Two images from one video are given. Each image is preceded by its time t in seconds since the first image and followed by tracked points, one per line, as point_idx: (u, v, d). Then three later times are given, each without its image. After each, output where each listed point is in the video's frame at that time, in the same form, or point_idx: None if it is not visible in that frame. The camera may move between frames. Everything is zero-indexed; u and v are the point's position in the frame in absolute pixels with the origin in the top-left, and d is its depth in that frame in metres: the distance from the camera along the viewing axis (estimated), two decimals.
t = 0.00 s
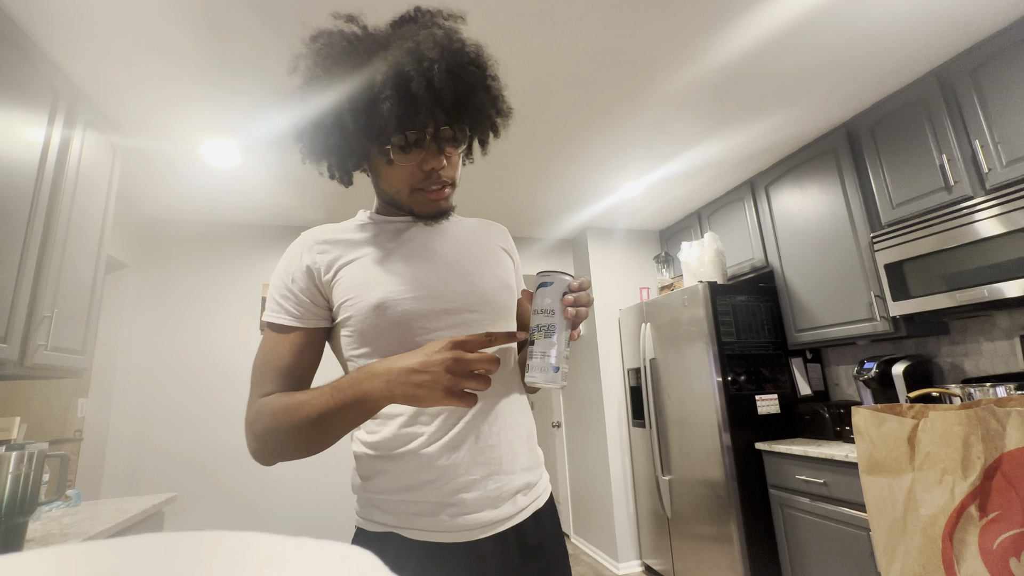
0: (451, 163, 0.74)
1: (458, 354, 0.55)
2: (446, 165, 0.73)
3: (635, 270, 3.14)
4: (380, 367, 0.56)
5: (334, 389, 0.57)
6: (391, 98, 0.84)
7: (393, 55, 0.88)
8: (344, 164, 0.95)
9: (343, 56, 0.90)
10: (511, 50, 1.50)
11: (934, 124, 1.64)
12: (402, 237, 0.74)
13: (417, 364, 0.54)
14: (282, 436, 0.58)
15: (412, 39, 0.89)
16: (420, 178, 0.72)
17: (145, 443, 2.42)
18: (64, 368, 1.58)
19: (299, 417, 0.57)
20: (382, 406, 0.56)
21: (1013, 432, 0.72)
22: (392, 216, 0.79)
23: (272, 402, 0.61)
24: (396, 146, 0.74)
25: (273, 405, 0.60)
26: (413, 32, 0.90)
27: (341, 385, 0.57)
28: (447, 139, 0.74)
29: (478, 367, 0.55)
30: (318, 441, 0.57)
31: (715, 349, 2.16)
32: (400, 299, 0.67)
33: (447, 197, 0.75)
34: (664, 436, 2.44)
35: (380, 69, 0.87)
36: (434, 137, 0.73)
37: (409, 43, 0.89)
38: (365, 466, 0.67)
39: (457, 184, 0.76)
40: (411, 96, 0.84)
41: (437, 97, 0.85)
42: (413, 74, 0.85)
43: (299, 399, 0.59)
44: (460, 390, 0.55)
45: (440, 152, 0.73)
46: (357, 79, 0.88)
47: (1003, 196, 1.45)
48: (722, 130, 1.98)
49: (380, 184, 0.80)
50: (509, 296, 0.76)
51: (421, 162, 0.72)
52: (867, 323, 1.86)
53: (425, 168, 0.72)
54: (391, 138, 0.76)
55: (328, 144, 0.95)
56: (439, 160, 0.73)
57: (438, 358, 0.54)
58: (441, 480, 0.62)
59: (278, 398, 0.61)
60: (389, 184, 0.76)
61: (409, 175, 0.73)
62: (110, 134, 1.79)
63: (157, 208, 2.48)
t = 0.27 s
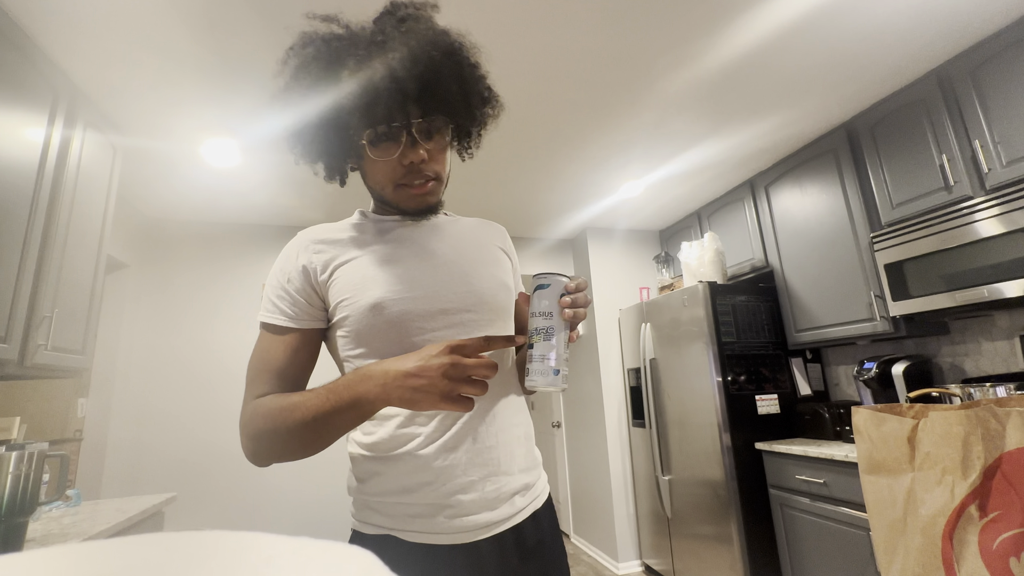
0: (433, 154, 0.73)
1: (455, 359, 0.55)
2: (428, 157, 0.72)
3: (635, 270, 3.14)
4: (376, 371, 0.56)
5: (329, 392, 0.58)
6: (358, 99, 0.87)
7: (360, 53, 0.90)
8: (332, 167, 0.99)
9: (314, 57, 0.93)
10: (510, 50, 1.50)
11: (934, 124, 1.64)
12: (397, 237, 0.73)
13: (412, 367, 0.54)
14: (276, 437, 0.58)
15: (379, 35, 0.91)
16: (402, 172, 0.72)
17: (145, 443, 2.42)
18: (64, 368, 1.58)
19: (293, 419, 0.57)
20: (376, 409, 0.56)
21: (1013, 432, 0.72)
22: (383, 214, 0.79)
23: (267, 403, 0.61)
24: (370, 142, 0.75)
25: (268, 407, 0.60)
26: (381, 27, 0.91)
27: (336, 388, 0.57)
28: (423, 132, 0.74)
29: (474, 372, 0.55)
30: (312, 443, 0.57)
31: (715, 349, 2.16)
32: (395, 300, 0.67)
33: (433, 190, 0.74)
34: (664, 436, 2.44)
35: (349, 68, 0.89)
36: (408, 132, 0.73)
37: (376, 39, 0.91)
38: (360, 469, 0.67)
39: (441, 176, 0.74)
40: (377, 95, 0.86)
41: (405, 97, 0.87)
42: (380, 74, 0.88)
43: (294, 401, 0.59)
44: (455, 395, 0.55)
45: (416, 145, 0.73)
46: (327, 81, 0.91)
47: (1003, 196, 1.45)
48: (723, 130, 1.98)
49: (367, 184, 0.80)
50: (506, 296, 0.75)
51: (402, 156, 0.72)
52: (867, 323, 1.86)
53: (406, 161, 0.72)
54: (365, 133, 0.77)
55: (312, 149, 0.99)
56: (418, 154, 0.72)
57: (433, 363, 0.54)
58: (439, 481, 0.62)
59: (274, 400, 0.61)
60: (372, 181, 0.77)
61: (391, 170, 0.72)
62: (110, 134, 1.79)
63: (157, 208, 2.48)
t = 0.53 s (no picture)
0: (416, 148, 0.75)
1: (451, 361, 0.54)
2: (413, 152, 0.74)
3: (635, 270, 3.14)
4: (374, 371, 0.55)
5: (326, 393, 0.58)
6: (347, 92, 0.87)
7: (348, 50, 0.91)
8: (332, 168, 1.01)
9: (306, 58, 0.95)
10: (510, 50, 1.50)
11: (934, 124, 1.64)
12: (398, 237, 0.74)
13: (409, 368, 0.54)
14: (277, 436, 0.58)
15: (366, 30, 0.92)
16: (388, 166, 0.74)
17: (145, 443, 2.42)
18: (64, 368, 1.58)
19: (293, 418, 0.58)
20: (373, 410, 0.56)
21: (1013, 433, 0.71)
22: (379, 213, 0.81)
23: (269, 402, 0.61)
24: (354, 138, 0.77)
25: (270, 404, 0.61)
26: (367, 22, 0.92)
27: (333, 388, 0.57)
28: (405, 126, 0.76)
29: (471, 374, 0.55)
30: (310, 443, 0.58)
31: (715, 349, 2.16)
32: (392, 299, 0.67)
33: (420, 185, 0.75)
34: (664, 436, 2.44)
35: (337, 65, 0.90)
36: (390, 126, 0.76)
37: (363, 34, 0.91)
38: (359, 470, 0.67)
39: (426, 171, 0.75)
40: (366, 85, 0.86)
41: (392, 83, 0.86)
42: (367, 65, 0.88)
43: (294, 400, 0.59)
44: (451, 397, 0.55)
45: (397, 140, 0.75)
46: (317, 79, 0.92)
47: (1003, 196, 1.45)
48: (723, 130, 1.98)
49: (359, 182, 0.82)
50: (507, 296, 0.75)
51: (386, 151, 0.74)
52: (866, 323, 1.86)
53: (391, 156, 0.74)
54: (349, 131, 0.80)
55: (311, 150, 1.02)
56: (400, 146, 0.74)
57: (430, 364, 0.54)
58: (437, 483, 0.62)
59: (276, 398, 0.61)
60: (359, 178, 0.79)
61: (377, 166, 0.74)
62: (110, 135, 1.79)
63: (157, 208, 2.48)
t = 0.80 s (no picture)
0: (423, 147, 0.74)
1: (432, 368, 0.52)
2: (420, 151, 0.74)
3: (635, 270, 3.14)
4: (355, 382, 0.54)
5: (315, 399, 0.57)
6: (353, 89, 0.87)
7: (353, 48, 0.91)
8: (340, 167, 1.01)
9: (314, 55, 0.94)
10: (510, 50, 1.50)
11: (934, 124, 1.64)
12: (402, 238, 0.73)
13: (389, 378, 0.53)
14: (281, 438, 0.60)
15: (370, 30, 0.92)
16: (395, 165, 0.73)
17: (144, 443, 2.42)
18: (64, 368, 1.58)
19: (293, 423, 0.58)
20: (362, 419, 0.55)
21: (1013, 432, 0.72)
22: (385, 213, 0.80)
23: (276, 405, 0.62)
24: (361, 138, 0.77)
25: (276, 408, 0.62)
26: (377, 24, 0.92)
27: (321, 395, 0.57)
28: (412, 126, 0.76)
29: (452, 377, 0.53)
30: (309, 446, 0.58)
31: (715, 349, 2.16)
32: (396, 302, 0.67)
33: (427, 184, 0.75)
34: (664, 436, 2.44)
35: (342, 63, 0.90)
36: (398, 126, 0.75)
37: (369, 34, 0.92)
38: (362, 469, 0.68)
39: (434, 169, 0.75)
40: (374, 84, 0.85)
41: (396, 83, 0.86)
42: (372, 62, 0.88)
43: (294, 404, 0.60)
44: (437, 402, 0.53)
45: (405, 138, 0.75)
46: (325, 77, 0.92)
47: (1003, 196, 1.45)
48: (723, 130, 1.98)
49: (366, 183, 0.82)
50: (510, 297, 0.75)
51: (394, 150, 0.73)
52: (866, 323, 1.87)
53: (398, 155, 0.73)
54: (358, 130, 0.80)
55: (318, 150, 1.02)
56: (407, 145, 0.73)
57: (408, 372, 0.52)
58: (439, 483, 0.62)
59: (282, 401, 0.63)
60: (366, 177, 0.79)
61: (384, 165, 0.74)
62: (110, 135, 1.79)
63: (156, 208, 2.48)
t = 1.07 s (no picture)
0: (445, 161, 0.73)
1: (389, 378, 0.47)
2: (442, 165, 0.73)
3: (635, 270, 3.14)
4: (319, 402, 0.52)
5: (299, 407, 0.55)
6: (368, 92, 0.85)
7: (372, 52, 0.89)
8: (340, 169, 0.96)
9: (329, 53, 0.91)
10: (510, 50, 1.50)
11: (934, 124, 1.64)
12: (404, 241, 0.73)
13: (343, 397, 0.49)
14: (275, 444, 0.59)
15: (394, 37, 0.91)
16: (416, 179, 0.72)
17: (144, 443, 2.42)
18: (65, 368, 1.58)
19: (284, 430, 0.57)
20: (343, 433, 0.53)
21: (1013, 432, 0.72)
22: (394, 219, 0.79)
23: (273, 411, 0.62)
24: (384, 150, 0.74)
25: (272, 414, 0.61)
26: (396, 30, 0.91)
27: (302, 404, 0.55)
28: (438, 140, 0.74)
29: (399, 384, 0.47)
30: (303, 452, 0.57)
31: (715, 349, 2.16)
32: (401, 306, 0.66)
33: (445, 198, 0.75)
34: (664, 436, 2.44)
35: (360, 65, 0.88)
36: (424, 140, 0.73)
37: (390, 40, 0.90)
38: (369, 467, 0.68)
39: (451, 181, 0.75)
40: (384, 86, 0.84)
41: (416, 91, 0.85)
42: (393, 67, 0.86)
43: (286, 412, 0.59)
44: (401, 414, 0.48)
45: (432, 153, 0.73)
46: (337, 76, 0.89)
47: (1003, 196, 1.45)
48: (722, 130, 1.98)
49: (376, 187, 0.80)
50: (512, 297, 0.75)
51: (416, 163, 0.72)
52: (867, 323, 1.86)
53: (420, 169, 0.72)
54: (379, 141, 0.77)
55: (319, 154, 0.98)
56: (430, 159, 0.72)
57: (355, 390, 0.48)
58: (446, 479, 0.62)
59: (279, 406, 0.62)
60: (380, 186, 0.77)
61: (405, 177, 0.72)
62: (109, 135, 1.79)
63: (156, 208, 2.48)
